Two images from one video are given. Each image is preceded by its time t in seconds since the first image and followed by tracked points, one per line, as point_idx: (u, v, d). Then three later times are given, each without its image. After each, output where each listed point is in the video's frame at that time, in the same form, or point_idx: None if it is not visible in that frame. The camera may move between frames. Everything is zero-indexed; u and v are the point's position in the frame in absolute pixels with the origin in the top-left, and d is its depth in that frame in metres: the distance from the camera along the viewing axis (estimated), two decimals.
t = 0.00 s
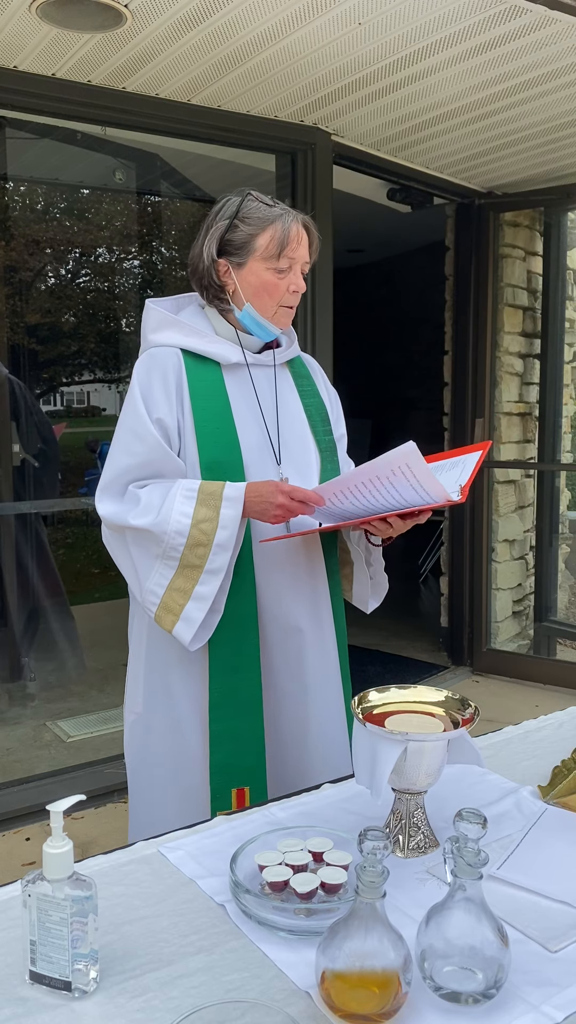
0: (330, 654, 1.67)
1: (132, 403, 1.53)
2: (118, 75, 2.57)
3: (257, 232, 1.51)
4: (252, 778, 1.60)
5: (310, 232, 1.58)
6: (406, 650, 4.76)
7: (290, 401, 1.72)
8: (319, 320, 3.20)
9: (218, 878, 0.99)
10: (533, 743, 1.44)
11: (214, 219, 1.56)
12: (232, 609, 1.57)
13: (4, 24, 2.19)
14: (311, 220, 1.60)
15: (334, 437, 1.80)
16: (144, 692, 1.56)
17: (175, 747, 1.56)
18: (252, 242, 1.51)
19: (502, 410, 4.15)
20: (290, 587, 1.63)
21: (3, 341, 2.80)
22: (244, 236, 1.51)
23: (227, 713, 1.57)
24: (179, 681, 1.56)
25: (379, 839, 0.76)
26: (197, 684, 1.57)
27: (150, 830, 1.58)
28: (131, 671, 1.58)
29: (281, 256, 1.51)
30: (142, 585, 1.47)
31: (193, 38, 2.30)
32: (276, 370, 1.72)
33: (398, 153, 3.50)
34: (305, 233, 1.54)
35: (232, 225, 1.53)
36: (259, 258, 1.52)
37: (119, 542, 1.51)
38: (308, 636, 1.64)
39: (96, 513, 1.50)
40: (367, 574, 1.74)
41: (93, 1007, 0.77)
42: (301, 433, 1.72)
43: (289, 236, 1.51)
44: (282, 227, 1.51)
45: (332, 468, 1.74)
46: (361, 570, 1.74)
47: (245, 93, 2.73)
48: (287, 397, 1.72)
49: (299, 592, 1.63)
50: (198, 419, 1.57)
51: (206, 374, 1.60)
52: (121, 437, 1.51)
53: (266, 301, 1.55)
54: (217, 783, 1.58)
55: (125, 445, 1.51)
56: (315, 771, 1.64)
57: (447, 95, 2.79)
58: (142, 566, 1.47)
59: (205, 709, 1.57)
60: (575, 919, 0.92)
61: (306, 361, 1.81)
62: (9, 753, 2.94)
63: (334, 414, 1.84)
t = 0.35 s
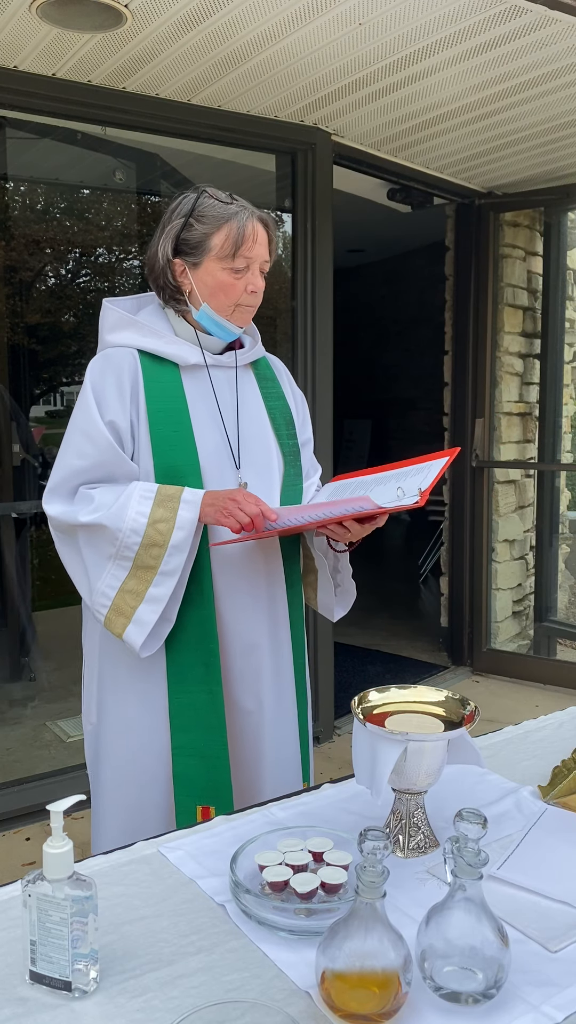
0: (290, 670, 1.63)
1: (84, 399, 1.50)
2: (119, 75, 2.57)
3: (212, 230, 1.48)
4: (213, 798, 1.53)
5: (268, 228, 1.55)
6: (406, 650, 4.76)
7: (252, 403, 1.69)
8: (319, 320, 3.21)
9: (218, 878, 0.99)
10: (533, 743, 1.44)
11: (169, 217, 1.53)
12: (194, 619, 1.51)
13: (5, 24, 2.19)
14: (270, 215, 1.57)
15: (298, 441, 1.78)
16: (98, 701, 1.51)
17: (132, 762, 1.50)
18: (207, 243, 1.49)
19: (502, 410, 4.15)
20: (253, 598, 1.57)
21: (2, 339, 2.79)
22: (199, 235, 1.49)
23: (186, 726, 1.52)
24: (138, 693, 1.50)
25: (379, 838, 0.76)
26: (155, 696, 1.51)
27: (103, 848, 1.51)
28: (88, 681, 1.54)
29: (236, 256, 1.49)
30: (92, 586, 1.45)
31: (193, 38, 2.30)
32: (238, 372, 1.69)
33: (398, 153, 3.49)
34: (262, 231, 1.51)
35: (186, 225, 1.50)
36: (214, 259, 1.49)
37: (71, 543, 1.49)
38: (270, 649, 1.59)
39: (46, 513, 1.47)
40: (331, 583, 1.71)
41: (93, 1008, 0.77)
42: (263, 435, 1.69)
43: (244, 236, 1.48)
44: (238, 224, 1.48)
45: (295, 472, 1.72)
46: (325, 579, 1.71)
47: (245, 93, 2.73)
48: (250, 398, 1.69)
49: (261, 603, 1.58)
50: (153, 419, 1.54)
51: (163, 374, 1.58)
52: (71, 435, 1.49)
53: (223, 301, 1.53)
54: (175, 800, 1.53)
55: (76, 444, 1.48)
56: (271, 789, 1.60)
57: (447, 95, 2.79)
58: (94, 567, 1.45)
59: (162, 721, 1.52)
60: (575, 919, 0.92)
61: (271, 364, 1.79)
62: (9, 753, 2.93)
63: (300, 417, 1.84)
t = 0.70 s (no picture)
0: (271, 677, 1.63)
1: (67, 401, 1.50)
2: (118, 75, 2.57)
3: (206, 232, 1.48)
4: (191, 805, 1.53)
5: (264, 231, 1.55)
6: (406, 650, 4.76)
7: (244, 407, 1.69)
8: (319, 320, 3.21)
9: (218, 878, 0.99)
10: (533, 743, 1.44)
11: (165, 219, 1.53)
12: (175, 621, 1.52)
13: (4, 25, 2.19)
14: (266, 219, 1.57)
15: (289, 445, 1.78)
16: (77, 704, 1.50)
17: (110, 767, 1.48)
18: (200, 244, 1.49)
19: (502, 410, 4.15)
20: (236, 601, 1.57)
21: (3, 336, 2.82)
22: (193, 237, 1.49)
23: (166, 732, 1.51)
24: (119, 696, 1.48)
25: (379, 838, 0.75)
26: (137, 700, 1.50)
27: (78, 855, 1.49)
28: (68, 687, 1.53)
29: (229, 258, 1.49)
30: (53, 592, 1.46)
31: (193, 38, 2.30)
32: (231, 376, 1.70)
33: (397, 153, 3.49)
34: (256, 234, 1.51)
35: (181, 226, 1.50)
36: (207, 261, 1.49)
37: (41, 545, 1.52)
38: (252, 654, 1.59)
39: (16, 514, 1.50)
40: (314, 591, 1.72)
41: (93, 1008, 0.77)
42: (255, 438, 1.69)
43: (237, 239, 1.48)
44: (232, 227, 1.48)
45: (287, 475, 1.71)
46: (310, 586, 1.72)
47: (245, 93, 2.73)
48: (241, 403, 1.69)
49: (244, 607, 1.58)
50: (145, 421, 1.54)
51: (155, 376, 1.58)
52: (49, 437, 1.50)
53: (214, 302, 1.53)
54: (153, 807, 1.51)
55: (50, 448, 1.48)
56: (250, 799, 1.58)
57: (447, 95, 2.79)
58: (54, 575, 1.47)
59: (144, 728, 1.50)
60: (575, 919, 0.92)
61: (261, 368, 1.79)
62: (9, 753, 2.93)
63: (290, 421, 1.84)
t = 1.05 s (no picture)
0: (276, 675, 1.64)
1: (68, 403, 1.50)
2: (119, 76, 2.56)
3: (194, 224, 1.52)
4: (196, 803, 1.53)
5: (255, 222, 1.57)
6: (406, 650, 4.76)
7: (244, 408, 1.69)
8: (319, 320, 3.21)
9: (218, 878, 0.99)
10: (533, 743, 1.44)
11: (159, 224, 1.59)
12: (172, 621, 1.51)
13: (4, 24, 2.19)
14: (258, 211, 1.59)
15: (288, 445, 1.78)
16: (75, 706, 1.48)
17: (111, 768, 1.48)
18: (190, 235, 1.52)
19: (502, 410, 4.15)
20: (235, 597, 1.58)
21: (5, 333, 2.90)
22: (182, 230, 1.53)
23: (169, 731, 1.50)
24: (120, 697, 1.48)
25: (379, 839, 0.76)
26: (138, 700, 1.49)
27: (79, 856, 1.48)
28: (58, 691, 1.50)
29: (217, 244, 1.51)
30: (40, 597, 1.49)
31: (193, 38, 2.30)
32: (230, 376, 1.70)
33: (397, 153, 3.49)
34: (244, 221, 1.53)
35: (172, 223, 1.55)
36: (197, 250, 1.52)
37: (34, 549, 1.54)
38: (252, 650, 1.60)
39: (9, 519, 1.51)
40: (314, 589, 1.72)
41: (93, 1008, 0.77)
42: (255, 439, 1.69)
43: (223, 225, 1.51)
44: (218, 216, 1.51)
45: (286, 474, 1.71)
46: (311, 586, 1.72)
47: (245, 93, 2.73)
48: (240, 403, 1.69)
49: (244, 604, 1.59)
50: (146, 420, 1.54)
51: (156, 381, 1.57)
52: (48, 439, 1.50)
53: (206, 289, 1.53)
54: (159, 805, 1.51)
55: (47, 452, 1.49)
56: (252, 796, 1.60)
57: (447, 95, 2.79)
58: (41, 582, 1.49)
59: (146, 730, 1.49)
60: (575, 919, 0.92)
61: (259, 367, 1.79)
62: (9, 753, 2.93)
63: (289, 420, 1.84)
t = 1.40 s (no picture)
0: (287, 672, 1.63)
1: (66, 404, 1.50)
2: (119, 76, 2.56)
3: (183, 220, 1.53)
4: (203, 798, 1.53)
5: (245, 215, 1.57)
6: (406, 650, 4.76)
7: (243, 405, 1.69)
8: (319, 320, 3.20)
9: (218, 878, 0.99)
10: (533, 743, 1.44)
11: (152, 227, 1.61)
12: (176, 617, 1.52)
13: (5, 25, 2.19)
14: (247, 204, 1.59)
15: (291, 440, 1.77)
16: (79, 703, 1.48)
17: (117, 764, 1.49)
18: (180, 232, 1.53)
19: (502, 410, 4.15)
20: (242, 593, 1.57)
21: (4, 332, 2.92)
22: (172, 228, 1.54)
23: (174, 726, 1.50)
24: (124, 693, 1.48)
25: (379, 839, 0.75)
26: (142, 696, 1.49)
27: (81, 855, 1.49)
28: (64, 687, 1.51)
29: (207, 238, 1.51)
30: (40, 593, 1.49)
31: (194, 38, 2.30)
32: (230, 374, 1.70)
33: (397, 153, 3.49)
34: (232, 213, 1.53)
35: (164, 223, 1.56)
36: (188, 246, 1.52)
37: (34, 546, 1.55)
38: (260, 647, 1.59)
39: (8, 516, 1.52)
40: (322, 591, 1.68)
41: (94, 1007, 0.77)
42: (255, 436, 1.68)
43: (211, 218, 1.51)
44: (205, 209, 1.52)
45: (288, 470, 1.70)
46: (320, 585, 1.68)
47: (246, 93, 2.73)
48: (240, 399, 1.69)
49: (250, 600, 1.58)
50: (146, 420, 1.54)
51: (156, 378, 1.58)
52: (47, 438, 1.50)
53: (199, 284, 1.53)
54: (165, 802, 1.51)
55: (44, 451, 1.49)
56: (260, 794, 1.59)
57: (448, 95, 2.79)
58: (39, 578, 1.49)
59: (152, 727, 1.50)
60: (575, 919, 0.92)
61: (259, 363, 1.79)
62: (9, 753, 2.92)
63: (290, 415, 1.83)
